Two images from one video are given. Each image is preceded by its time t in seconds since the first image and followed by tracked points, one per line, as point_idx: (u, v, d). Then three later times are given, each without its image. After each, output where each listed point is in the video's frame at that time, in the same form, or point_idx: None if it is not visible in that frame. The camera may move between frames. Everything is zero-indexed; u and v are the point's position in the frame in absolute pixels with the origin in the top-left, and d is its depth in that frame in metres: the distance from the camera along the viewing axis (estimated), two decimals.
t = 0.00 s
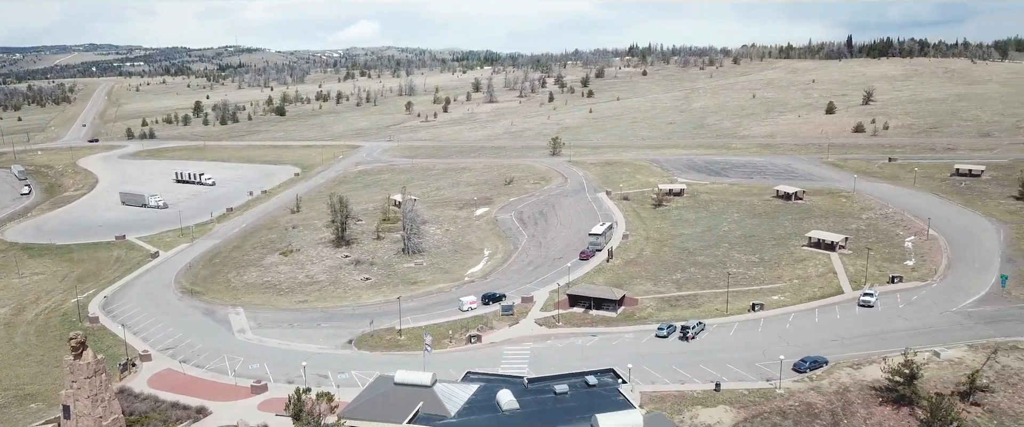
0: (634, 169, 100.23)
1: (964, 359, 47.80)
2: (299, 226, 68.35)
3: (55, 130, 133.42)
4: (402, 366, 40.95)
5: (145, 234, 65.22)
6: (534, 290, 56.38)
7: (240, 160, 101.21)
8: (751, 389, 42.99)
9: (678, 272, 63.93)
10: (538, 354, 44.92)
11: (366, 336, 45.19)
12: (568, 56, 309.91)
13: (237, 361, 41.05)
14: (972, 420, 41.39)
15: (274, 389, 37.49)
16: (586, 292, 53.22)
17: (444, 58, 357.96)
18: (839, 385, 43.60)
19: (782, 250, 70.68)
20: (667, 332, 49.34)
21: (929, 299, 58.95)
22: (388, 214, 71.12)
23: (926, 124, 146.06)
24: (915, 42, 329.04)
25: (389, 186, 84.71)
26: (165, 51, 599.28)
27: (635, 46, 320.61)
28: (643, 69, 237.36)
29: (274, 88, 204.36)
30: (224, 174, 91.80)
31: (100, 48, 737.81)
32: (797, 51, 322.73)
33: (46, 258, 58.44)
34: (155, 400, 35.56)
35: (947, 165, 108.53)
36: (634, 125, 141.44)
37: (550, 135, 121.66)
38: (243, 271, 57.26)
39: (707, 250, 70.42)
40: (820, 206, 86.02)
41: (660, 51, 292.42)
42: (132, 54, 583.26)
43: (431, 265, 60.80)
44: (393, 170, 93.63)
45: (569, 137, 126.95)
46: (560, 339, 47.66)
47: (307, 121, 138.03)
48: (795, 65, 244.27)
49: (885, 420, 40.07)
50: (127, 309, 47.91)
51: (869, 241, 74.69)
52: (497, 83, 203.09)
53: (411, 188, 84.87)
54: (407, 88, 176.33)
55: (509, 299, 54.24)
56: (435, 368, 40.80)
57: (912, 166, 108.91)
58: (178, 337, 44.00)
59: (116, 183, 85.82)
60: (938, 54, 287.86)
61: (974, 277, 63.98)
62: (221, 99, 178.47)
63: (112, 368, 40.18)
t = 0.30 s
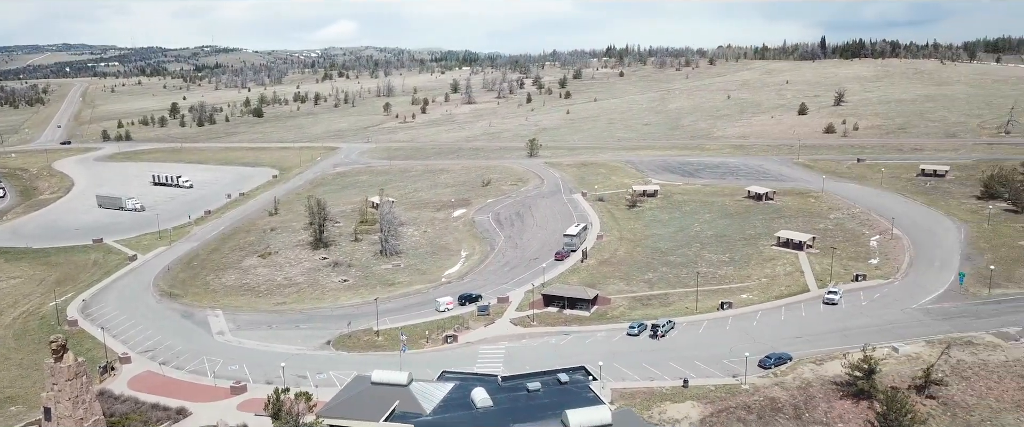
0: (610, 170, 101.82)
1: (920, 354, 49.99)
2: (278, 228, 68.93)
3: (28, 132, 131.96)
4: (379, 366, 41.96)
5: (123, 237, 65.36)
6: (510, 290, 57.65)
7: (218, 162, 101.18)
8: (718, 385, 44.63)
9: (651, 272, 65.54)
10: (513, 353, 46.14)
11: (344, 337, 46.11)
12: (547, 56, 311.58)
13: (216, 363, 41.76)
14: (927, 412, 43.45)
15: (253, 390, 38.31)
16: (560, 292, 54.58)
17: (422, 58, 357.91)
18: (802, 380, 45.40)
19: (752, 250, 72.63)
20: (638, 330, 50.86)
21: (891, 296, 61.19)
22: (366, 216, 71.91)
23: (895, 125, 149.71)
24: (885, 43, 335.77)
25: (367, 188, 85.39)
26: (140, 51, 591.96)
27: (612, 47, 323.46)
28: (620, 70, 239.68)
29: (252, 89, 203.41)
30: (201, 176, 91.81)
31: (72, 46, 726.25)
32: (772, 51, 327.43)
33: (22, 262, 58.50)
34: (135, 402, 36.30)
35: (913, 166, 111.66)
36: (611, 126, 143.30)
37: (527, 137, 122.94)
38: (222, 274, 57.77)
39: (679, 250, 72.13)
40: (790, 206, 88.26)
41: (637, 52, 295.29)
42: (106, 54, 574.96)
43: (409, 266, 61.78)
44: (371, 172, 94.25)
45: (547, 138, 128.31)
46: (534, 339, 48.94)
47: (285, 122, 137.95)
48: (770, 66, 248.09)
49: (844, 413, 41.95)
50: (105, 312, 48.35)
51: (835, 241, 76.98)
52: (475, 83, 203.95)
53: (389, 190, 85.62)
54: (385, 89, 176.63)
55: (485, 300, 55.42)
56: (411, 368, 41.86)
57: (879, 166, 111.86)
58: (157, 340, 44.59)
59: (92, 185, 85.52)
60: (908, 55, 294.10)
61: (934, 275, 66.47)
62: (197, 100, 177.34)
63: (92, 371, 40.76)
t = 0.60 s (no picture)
0: (589, 171, 103.28)
1: (884, 350, 51.96)
2: (259, 230, 69.53)
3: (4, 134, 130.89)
4: (359, 366, 42.97)
5: (104, 240, 65.69)
6: (489, 290, 58.86)
7: (198, 164, 101.31)
8: (689, 381, 46.17)
9: (627, 271, 67.08)
10: (491, 352, 47.34)
11: (325, 338, 47.07)
12: (528, 57, 313.10)
13: (198, 364, 42.53)
14: (888, 405, 45.33)
15: (234, 390, 39.13)
16: (538, 292, 55.92)
17: (404, 58, 357.77)
18: (770, 376, 47.06)
19: (726, 249, 74.45)
20: (613, 329, 52.34)
21: (858, 294, 63.22)
22: (347, 218, 72.77)
23: (868, 126, 152.88)
24: (861, 44, 341.41)
25: (347, 190, 86.11)
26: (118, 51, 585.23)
27: (593, 48, 325.67)
28: (601, 71, 241.64)
29: (232, 90, 202.64)
30: (182, 179, 91.95)
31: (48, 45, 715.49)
32: (751, 52, 331.33)
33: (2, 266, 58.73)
34: (118, 403, 37.07)
35: (884, 166, 114.39)
36: (590, 127, 145.03)
37: (508, 138, 124.12)
38: (203, 276, 58.34)
39: (655, 250, 73.74)
40: (763, 206, 90.33)
41: (618, 53, 297.79)
42: (83, 53, 567.87)
43: (389, 267, 62.74)
44: (352, 174, 94.91)
45: (527, 140, 129.56)
46: (512, 337, 50.19)
47: (265, 123, 137.98)
48: (748, 66, 251.37)
49: (809, 407, 43.66)
50: (87, 315, 48.89)
51: (807, 240, 79.09)
52: (457, 84, 204.69)
53: (370, 192, 86.38)
54: (366, 90, 176.94)
55: (464, 300, 56.60)
56: (391, 368, 42.88)
57: (851, 167, 114.50)
58: (139, 342, 45.25)
59: (71, 188, 85.44)
60: (884, 56, 299.26)
61: (900, 274, 68.70)
62: (177, 101, 176.67)
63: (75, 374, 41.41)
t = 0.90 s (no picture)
0: (569, 172, 104.69)
1: (850, 347, 53.87)
2: (240, 232, 70.12)
3: None
4: (340, 366, 43.94)
5: (85, 243, 66.04)
6: (468, 291, 60.06)
7: (179, 166, 101.46)
8: (662, 378, 47.67)
9: (604, 271, 68.60)
10: (470, 351, 48.52)
11: (307, 339, 48.01)
12: (510, 57, 314.26)
13: (182, 365, 43.30)
14: (852, 400, 47.16)
15: (217, 391, 39.96)
16: (516, 292, 57.18)
17: (387, 59, 357.44)
18: (740, 372, 48.67)
19: (701, 249, 76.26)
20: (589, 328, 53.78)
21: (827, 293, 65.22)
22: (329, 220, 73.54)
23: (843, 127, 155.92)
24: (839, 45, 346.75)
25: (329, 192, 86.81)
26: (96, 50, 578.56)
27: (575, 49, 327.71)
28: (582, 72, 243.57)
29: (213, 91, 201.83)
30: (163, 181, 92.15)
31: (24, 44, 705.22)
32: (731, 53, 335.08)
33: None
34: (103, 404, 37.81)
35: (857, 167, 117.07)
36: (571, 129, 146.61)
37: (489, 140, 125.25)
38: (185, 278, 58.92)
39: (632, 250, 75.33)
40: (738, 206, 92.35)
41: (599, 54, 300.07)
42: (61, 52, 560.33)
43: (370, 269, 63.68)
44: (334, 176, 95.57)
45: (509, 141, 130.76)
46: (490, 337, 51.41)
47: (247, 125, 137.96)
48: (727, 67, 254.47)
49: (777, 402, 45.32)
50: (69, 318, 49.43)
51: (780, 240, 81.15)
52: (439, 85, 205.35)
53: (351, 194, 87.12)
54: (348, 91, 177.21)
55: (444, 301, 57.73)
56: (371, 368, 43.92)
57: (825, 167, 117.05)
58: (122, 344, 45.90)
59: (51, 191, 85.43)
60: (860, 57, 304.23)
61: (868, 272, 70.84)
62: (157, 102, 175.85)
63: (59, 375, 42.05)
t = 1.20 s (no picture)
0: (549, 174, 106.07)
1: (818, 344, 55.74)
2: (223, 235, 70.70)
3: None
4: (322, 366, 44.87)
5: (67, 246, 66.42)
6: (449, 292, 61.18)
7: (160, 168, 101.54)
8: (637, 375, 49.15)
9: (583, 272, 70.04)
10: (449, 350, 49.65)
11: (290, 340, 48.93)
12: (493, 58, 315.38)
13: (165, 366, 44.03)
14: (819, 396, 48.93)
15: (201, 391, 40.74)
16: (496, 293, 58.43)
17: (370, 59, 357.11)
18: (712, 370, 50.25)
19: (678, 249, 77.98)
20: (566, 327, 55.17)
21: (799, 292, 67.10)
22: (311, 222, 74.27)
23: (819, 128, 158.85)
24: (817, 47, 351.63)
25: (311, 194, 87.46)
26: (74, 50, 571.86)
27: (557, 50, 329.61)
28: (565, 73, 245.30)
29: (194, 92, 201.00)
30: (145, 183, 92.32)
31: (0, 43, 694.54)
32: (711, 54, 338.66)
33: None
34: (87, 405, 38.56)
35: (831, 168, 119.65)
36: (552, 130, 148.09)
37: (471, 141, 126.35)
38: (168, 281, 59.46)
39: (610, 251, 76.87)
40: (715, 207, 94.30)
41: (581, 55, 302.15)
42: (38, 52, 552.75)
43: (352, 270, 64.57)
44: (316, 178, 96.17)
45: (491, 143, 131.98)
46: (470, 337, 52.61)
47: (229, 127, 137.93)
48: (707, 69, 257.35)
49: (747, 398, 46.93)
50: (52, 321, 49.95)
51: (754, 240, 83.17)
52: (421, 86, 205.93)
53: (334, 196, 87.87)
54: (330, 91, 177.33)
55: (425, 302, 58.78)
56: (353, 368, 44.90)
57: (800, 168, 119.53)
58: (106, 346, 46.56)
59: (32, 194, 85.47)
60: (838, 58, 308.77)
61: (839, 272, 72.91)
62: (138, 104, 174.95)
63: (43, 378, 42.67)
